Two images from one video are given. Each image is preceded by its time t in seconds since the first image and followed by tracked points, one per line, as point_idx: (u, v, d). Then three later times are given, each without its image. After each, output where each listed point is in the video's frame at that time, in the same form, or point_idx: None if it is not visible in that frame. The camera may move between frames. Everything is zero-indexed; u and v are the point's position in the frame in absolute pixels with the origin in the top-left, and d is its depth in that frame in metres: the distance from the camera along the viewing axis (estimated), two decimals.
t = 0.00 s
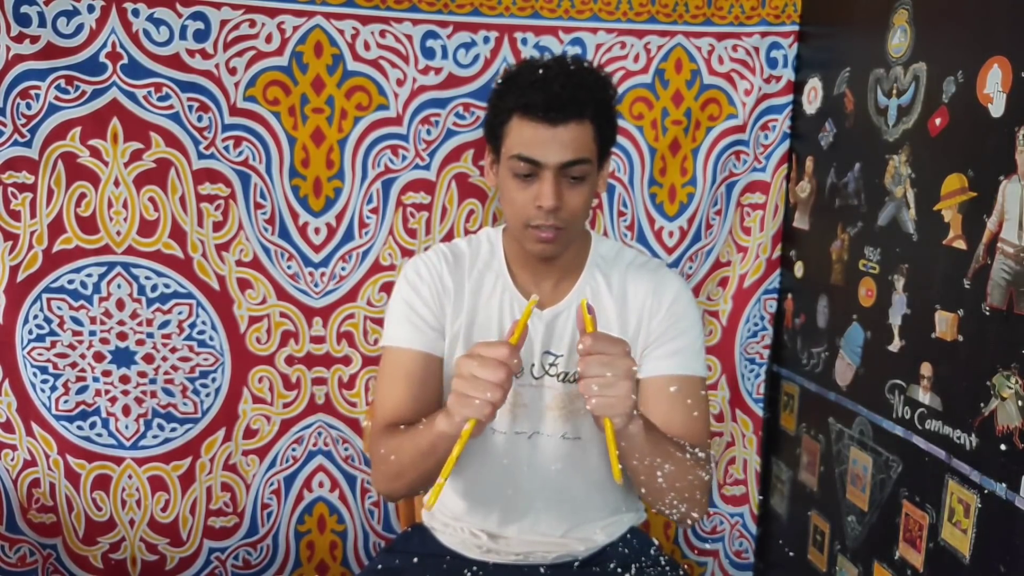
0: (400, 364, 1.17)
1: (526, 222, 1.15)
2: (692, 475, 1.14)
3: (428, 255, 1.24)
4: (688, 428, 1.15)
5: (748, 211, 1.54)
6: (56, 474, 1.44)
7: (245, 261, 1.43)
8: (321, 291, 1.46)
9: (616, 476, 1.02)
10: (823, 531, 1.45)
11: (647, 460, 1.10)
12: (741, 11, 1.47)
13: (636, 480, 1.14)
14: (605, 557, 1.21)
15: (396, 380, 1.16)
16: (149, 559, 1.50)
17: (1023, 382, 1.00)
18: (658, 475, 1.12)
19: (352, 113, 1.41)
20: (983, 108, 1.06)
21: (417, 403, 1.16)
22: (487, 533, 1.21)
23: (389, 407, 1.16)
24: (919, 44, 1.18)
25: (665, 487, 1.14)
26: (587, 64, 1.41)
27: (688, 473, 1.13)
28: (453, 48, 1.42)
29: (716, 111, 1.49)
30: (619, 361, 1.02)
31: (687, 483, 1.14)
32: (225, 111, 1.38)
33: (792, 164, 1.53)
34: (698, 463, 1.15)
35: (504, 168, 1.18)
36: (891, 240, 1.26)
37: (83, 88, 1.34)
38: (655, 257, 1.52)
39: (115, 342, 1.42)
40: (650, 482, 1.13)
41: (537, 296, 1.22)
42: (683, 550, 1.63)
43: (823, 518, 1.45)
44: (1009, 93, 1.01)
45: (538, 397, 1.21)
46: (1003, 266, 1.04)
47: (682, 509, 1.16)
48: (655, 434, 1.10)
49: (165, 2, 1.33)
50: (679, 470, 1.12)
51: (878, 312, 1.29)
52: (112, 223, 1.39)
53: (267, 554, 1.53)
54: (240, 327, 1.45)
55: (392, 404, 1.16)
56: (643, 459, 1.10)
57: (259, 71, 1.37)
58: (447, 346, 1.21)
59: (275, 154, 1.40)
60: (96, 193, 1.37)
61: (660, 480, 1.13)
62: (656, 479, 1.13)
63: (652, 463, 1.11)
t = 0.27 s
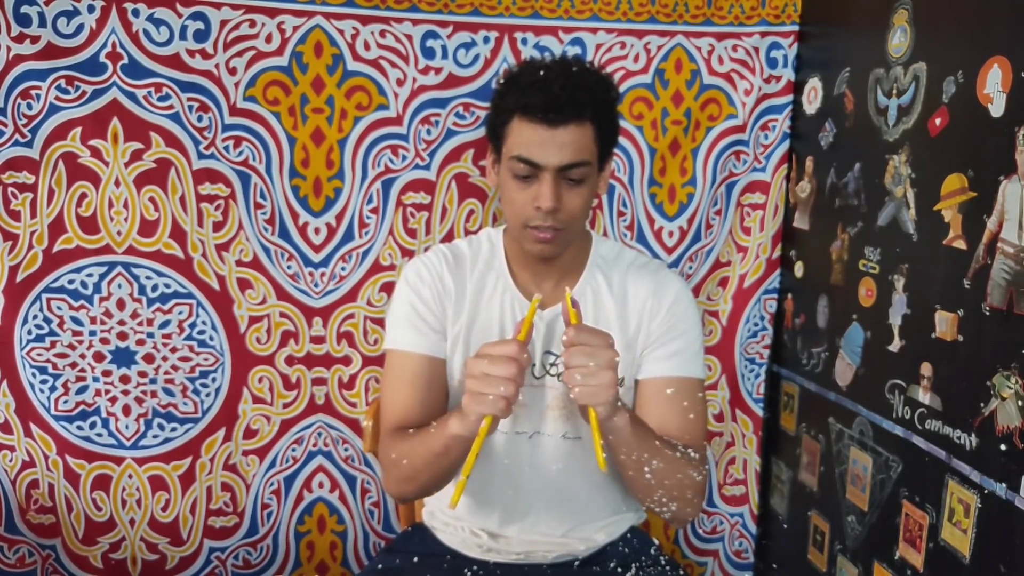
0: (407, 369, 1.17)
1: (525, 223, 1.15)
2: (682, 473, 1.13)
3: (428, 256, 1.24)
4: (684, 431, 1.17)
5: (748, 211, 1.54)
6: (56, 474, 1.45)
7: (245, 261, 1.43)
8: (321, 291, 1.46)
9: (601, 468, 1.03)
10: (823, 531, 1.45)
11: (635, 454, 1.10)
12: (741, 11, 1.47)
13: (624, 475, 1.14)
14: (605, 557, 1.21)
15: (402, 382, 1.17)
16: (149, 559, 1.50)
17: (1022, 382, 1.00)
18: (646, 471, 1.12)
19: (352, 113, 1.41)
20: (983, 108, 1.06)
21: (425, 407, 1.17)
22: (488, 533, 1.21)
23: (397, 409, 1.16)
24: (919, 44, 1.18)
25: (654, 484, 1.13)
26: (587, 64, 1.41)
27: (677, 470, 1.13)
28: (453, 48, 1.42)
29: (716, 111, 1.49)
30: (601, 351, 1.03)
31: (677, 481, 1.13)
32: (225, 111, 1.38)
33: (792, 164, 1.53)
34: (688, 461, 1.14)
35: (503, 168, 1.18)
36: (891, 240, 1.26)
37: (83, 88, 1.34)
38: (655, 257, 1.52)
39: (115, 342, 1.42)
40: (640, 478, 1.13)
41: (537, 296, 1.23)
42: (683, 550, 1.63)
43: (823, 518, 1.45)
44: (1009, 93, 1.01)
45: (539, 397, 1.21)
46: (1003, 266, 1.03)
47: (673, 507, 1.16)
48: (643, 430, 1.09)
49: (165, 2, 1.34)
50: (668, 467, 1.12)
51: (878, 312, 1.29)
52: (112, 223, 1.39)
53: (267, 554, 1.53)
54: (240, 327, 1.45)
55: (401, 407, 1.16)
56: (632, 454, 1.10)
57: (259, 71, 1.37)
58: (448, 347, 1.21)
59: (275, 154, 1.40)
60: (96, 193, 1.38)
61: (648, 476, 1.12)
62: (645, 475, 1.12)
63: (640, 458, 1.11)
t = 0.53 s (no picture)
0: (408, 371, 1.17)
1: (527, 223, 1.15)
2: (675, 473, 1.13)
3: (429, 256, 1.24)
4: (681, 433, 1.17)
5: (748, 211, 1.54)
6: (56, 474, 1.45)
7: (245, 261, 1.43)
8: (321, 291, 1.46)
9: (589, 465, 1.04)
10: (823, 531, 1.45)
11: (627, 454, 1.10)
12: (741, 11, 1.47)
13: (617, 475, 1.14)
14: (605, 556, 1.21)
15: (403, 383, 1.17)
16: (149, 559, 1.50)
17: (1023, 382, 1.00)
18: (639, 471, 1.12)
19: (352, 113, 1.41)
20: (983, 108, 1.06)
21: (428, 408, 1.17)
22: (488, 532, 1.21)
23: (399, 411, 1.16)
24: (919, 45, 1.18)
25: (647, 484, 1.13)
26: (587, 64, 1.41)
27: (671, 472, 1.13)
28: (453, 48, 1.42)
29: (716, 111, 1.49)
30: (593, 350, 1.03)
31: (670, 482, 1.13)
32: (225, 111, 1.38)
33: (792, 164, 1.53)
34: (682, 462, 1.14)
35: (506, 168, 1.18)
36: (891, 240, 1.26)
37: (84, 88, 1.34)
38: (655, 257, 1.52)
39: (115, 342, 1.42)
40: (633, 477, 1.13)
41: (538, 295, 1.23)
42: (683, 550, 1.63)
43: (823, 518, 1.45)
44: (1009, 93, 1.01)
45: (539, 397, 1.22)
46: (1003, 266, 1.03)
47: (667, 507, 1.16)
48: (636, 429, 1.10)
49: (165, 2, 1.34)
50: (662, 467, 1.12)
51: (878, 312, 1.29)
52: (112, 223, 1.39)
53: (267, 554, 1.53)
54: (240, 327, 1.45)
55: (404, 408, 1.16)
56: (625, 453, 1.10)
57: (259, 71, 1.37)
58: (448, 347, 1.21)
59: (275, 154, 1.40)
60: (97, 193, 1.38)
61: (641, 476, 1.12)
62: (638, 475, 1.12)
63: (633, 458, 1.11)
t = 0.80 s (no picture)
0: (409, 371, 1.17)
1: (530, 223, 1.15)
2: (675, 475, 1.13)
3: (429, 256, 1.24)
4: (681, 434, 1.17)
5: (748, 211, 1.54)
6: (55, 474, 1.45)
7: (245, 261, 1.43)
8: (321, 291, 1.46)
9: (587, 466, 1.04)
10: (823, 531, 1.45)
11: (627, 455, 1.10)
12: (741, 11, 1.47)
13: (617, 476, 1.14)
14: (605, 556, 1.21)
15: (403, 384, 1.17)
16: (149, 559, 1.50)
17: (1023, 382, 1.00)
18: (639, 472, 1.12)
19: (352, 113, 1.41)
20: (983, 108, 1.06)
21: (429, 408, 1.17)
22: (488, 532, 1.21)
23: (400, 411, 1.16)
24: (919, 45, 1.18)
25: (646, 485, 1.13)
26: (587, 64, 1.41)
27: (671, 473, 1.13)
28: (453, 48, 1.42)
29: (716, 111, 1.49)
30: (594, 351, 1.03)
31: (670, 484, 1.13)
32: (225, 111, 1.38)
33: (792, 164, 1.53)
34: (682, 463, 1.14)
35: (507, 169, 1.18)
36: (891, 240, 1.26)
37: (83, 88, 1.34)
38: (655, 257, 1.52)
39: (115, 342, 1.42)
40: (633, 479, 1.13)
41: (538, 295, 1.23)
42: (683, 550, 1.63)
43: (823, 518, 1.45)
44: (1009, 93, 1.01)
45: (540, 397, 1.22)
46: (1003, 266, 1.04)
47: (666, 508, 1.16)
48: (636, 431, 1.09)
49: (165, 2, 1.34)
50: (662, 469, 1.12)
51: (878, 312, 1.29)
52: (112, 223, 1.39)
53: (267, 554, 1.53)
54: (240, 327, 1.45)
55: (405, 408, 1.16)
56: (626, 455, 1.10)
57: (259, 72, 1.37)
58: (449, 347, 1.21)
59: (275, 153, 1.40)
60: (96, 193, 1.38)
61: (641, 478, 1.12)
62: (637, 476, 1.12)
63: (633, 459, 1.11)
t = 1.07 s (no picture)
0: (408, 370, 1.17)
1: (529, 222, 1.15)
2: (675, 476, 1.13)
3: (429, 256, 1.24)
4: (680, 434, 1.17)
5: (748, 211, 1.54)
6: (55, 474, 1.44)
7: (245, 261, 1.43)
8: (321, 291, 1.46)
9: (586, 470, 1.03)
10: (823, 531, 1.45)
11: (627, 457, 1.10)
12: (741, 11, 1.47)
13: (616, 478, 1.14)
14: (605, 556, 1.21)
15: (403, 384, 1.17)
16: (148, 560, 1.50)
17: (1023, 382, 1.00)
18: (639, 474, 1.12)
19: (352, 113, 1.41)
20: (983, 108, 1.06)
21: (429, 407, 1.17)
22: (488, 533, 1.21)
23: (400, 412, 1.16)
24: (919, 45, 1.18)
25: (646, 487, 1.13)
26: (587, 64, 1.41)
27: (671, 475, 1.13)
28: (453, 49, 1.42)
29: (716, 111, 1.49)
30: (597, 359, 1.02)
31: (670, 485, 1.13)
32: (225, 111, 1.38)
33: (792, 164, 1.53)
34: (682, 465, 1.14)
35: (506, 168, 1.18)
36: (891, 240, 1.26)
37: (83, 88, 1.34)
38: (655, 257, 1.52)
39: (115, 342, 1.42)
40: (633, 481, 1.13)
41: (538, 294, 1.23)
42: (683, 550, 1.63)
43: (823, 518, 1.45)
44: (1009, 93, 1.01)
45: (539, 396, 1.22)
46: (1003, 266, 1.04)
47: (666, 509, 1.16)
48: (636, 433, 1.09)
49: (165, 2, 1.34)
50: (662, 470, 1.12)
51: (878, 312, 1.29)
52: (112, 223, 1.39)
53: (267, 555, 1.53)
54: (240, 327, 1.45)
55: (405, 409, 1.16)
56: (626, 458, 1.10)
57: (259, 72, 1.37)
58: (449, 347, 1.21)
59: (275, 153, 1.40)
60: (96, 193, 1.37)
61: (641, 480, 1.12)
62: (637, 478, 1.12)
63: (633, 462, 1.11)
